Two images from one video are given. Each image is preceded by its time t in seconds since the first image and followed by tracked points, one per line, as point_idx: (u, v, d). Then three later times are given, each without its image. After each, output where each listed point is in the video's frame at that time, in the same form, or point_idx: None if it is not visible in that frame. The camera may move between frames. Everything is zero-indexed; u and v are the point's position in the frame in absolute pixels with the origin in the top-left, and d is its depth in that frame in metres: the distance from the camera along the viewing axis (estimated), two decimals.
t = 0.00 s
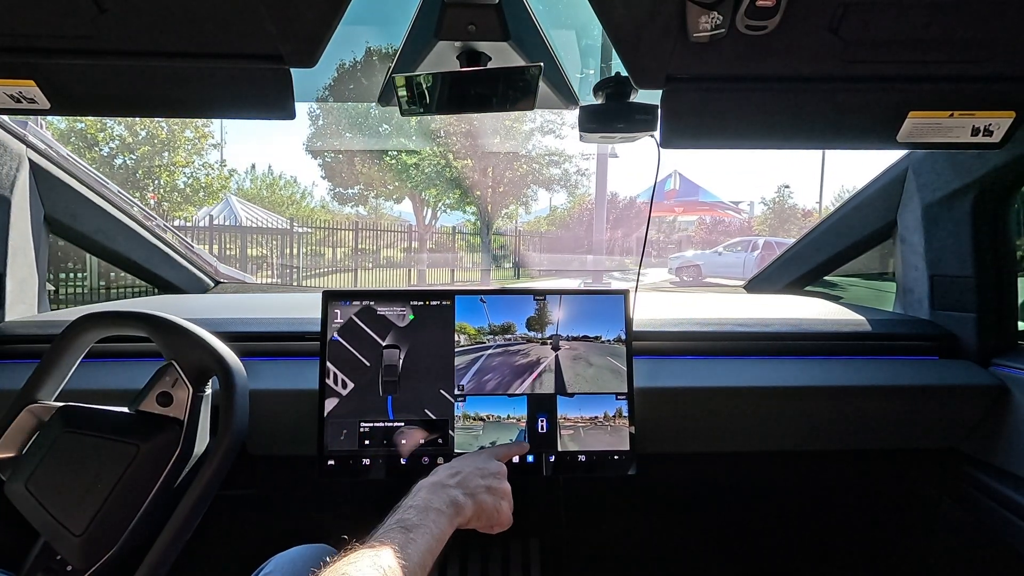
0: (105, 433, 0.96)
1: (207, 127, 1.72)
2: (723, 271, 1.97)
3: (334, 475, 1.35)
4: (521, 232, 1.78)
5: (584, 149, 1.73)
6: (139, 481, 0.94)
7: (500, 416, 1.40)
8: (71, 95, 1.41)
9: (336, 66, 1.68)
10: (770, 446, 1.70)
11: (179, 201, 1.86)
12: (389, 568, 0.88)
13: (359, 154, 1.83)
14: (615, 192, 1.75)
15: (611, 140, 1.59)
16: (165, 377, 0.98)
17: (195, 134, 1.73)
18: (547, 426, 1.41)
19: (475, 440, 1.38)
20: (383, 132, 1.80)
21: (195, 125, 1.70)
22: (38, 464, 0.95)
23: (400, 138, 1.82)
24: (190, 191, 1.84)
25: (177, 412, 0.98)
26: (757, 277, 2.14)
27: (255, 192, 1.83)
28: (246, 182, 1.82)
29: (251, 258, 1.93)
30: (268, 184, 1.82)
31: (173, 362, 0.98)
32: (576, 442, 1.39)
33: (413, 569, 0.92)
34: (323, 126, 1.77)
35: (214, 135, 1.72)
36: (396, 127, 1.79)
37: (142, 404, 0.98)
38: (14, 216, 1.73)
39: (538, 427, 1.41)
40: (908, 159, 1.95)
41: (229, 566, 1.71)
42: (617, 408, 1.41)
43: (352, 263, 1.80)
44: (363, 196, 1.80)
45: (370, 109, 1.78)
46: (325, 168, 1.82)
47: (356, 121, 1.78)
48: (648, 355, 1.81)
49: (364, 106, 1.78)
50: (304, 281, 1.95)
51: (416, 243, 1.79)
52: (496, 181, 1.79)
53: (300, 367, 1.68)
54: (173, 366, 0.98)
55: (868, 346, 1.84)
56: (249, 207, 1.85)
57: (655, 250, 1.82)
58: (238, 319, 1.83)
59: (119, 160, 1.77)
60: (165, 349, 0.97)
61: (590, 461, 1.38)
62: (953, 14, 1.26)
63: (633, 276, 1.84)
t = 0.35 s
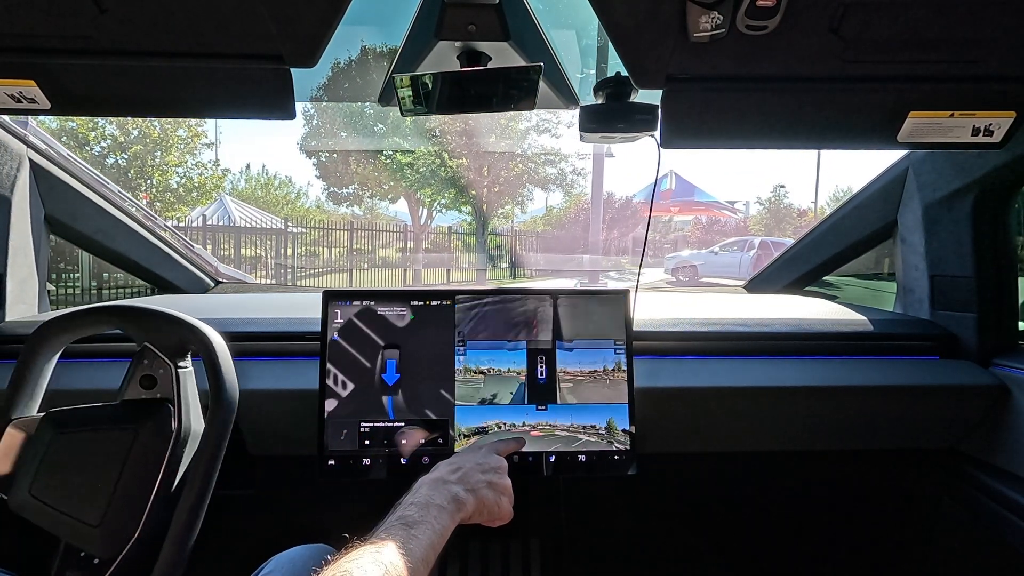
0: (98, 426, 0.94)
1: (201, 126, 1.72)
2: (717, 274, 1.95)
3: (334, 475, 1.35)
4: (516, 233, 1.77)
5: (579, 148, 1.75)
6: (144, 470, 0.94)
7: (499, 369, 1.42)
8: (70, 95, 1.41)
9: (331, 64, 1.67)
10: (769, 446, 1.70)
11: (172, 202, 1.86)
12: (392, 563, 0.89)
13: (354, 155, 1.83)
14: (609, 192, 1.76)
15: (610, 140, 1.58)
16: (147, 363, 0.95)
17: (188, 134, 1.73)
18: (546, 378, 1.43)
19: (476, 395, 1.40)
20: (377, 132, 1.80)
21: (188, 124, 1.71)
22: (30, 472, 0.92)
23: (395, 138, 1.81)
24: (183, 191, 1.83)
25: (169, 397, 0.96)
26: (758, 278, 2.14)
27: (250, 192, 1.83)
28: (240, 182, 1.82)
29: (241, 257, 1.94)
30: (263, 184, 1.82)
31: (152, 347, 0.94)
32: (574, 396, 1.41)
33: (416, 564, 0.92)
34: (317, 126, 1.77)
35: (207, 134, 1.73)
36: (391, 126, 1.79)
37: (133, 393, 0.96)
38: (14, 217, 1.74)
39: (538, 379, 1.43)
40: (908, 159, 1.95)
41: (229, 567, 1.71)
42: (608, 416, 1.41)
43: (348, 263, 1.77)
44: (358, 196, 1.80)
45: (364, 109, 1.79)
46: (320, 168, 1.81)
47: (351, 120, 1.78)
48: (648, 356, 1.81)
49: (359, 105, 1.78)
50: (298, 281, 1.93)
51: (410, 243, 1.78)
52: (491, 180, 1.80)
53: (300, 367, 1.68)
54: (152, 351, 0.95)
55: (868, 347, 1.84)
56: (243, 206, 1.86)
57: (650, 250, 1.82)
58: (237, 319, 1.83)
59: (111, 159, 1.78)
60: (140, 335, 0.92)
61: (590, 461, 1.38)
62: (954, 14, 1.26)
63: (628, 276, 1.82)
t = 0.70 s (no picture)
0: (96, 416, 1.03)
1: (198, 126, 1.71)
2: (716, 271, 1.95)
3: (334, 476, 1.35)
4: (515, 232, 1.77)
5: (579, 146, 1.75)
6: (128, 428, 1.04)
7: (499, 317, 1.44)
8: (72, 96, 1.41)
9: (330, 64, 1.67)
10: (770, 447, 1.70)
11: (170, 201, 1.85)
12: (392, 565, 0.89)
13: (352, 154, 1.83)
14: (609, 192, 1.76)
15: (610, 140, 1.58)
16: (47, 359, 1.06)
17: (186, 134, 1.73)
18: (546, 327, 1.45)
19: (477, 338, 1.43)
20: (375, 131, 1.81)
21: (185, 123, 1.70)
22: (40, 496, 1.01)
23: (394, 138, 1.81)
24: (181, 191, 1.83)
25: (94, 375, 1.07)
26: (757, 278, 2.15)
27: (248, 191, 1.83)
28: (239, 182, 1.83)
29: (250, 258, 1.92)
30: (261, 184, 1.82)
31: (33, 349, 1.06)
32: (573, 342, 1.45)
33: (415, 565, 0.93)
34: (315, 126, 1.78)
35: (206, 134, 1.73)
36: (390, 126, 1.79)
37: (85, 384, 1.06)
38: (14, 216, 1.73)
39: (538, 326, 1.45)
40: (908, 159, 1.95)
41: (228, 567, 1.70)
42: (606, 366, 1.44)
43: (346, 263, 1.79)
44: (356, 196, 1.80)
45: (363, 108, 1.79)
46: (318, 168, 1.82)
47: (350, 120, 1.78)
48: (648, 356, 1.81)
49: (356, 105, 1.78)
50: (297, 281, 1.93)
51: (410, 244, 1.78)
52: (490, 179, 1.80)
53: (300, 367, 1.68)
54: (37, 348, 1.06)
55: (869, 347, 1.84)
56: (241, 206, 1.86)
57: (648, 250, 1.82)
58: (237, 320, 1.83)
59: (108, 159, 1.78)
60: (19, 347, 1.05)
61: (590, 462, 1.38)
62: (954, 15, 1.26)
63: (628, 276, 1.82)
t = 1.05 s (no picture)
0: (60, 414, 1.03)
1: (199, 125, 1.71)
2: (716, 270, 1.94)
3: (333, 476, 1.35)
4: (516, 231, 1.76)
5: (578, 147, 1.77)
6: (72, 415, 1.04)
7: (499, 317, 1.44)
8: (73, 96, 1.41)
9: (330, 64, 1.67)
10: (769, 447, 1.70)
11: (172, 201, 1.86)
12: (386, 554, 0.86)
13: (353, 154, 1.83)
14: (609, 191, 1.75)
15: (611, 139, 1.58)
16: None
17: (188, 134, 1.74)
18: (546, 326, 1.46)
19: (477, 337, 1.43)
20: (376, 131, 1.81)
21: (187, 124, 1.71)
22: (65, 511, 1.01)
23: (394, 137, 1.81)
24: (183, 191, 1.84)
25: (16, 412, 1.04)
26: (757, 278, 2.15)
27: (249, 191, 1.83)
28: (240, 182, 1.82)
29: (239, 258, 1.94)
30: (262, 184, 1.82)
31: None
32: (573, 341, 1.45)
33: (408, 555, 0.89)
34: (317, 126, 1.78)
35: (207, 134, 1.73)
36: (390, 126, 1.79)
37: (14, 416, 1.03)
38: (14, 216, 1.73)
39: (538, 325, 1.46)
40: (907, 159, 1.95)
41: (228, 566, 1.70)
42: (606, 365, 1.45)
43: (347, 263, 1.76)
44: (357, 195, 1.80)
45: (364, 109, 1.80)
46: (320, 168, 1.82)
47: (350, 120, 1.78)
48: (648, 356, 1.81)
49: (357, 106, 1.79)
50: (298, 282, 1.92)
51: (410, 243, 1.77)
52: (491, 179, 1.80)
53: (300, 367, 1.68)
54: None
55: (869, 347, 1.83)
56: (242, 206, 1.86)
57: (649, 250, 1.81)
58: (238, 319, 1.83)
59: (110, 159, 1.79)
60: None
61: (590, 462, 1.38)
62: (954, 15, 1.25)
63: (628, 276, 1.81)
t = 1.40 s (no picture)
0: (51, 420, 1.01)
1: (201, 126, 1.73)
2: (716, 270, 1.93)
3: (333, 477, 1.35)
4: (514, 232, 1.73)
5: (576, 147, 1.75)
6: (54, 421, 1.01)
7: (499, 317, 1.44)
8: (73, 96, 1.41)
9: (331, 65, 1.66)
10: (770, 447, 1.70)
11: (174, 202, 1.86)
12: (398, 477, 0.78)
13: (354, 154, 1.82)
14: (608, 191, 1.73)
15: (611, 140, 1.58)
16: None
17: (190, 135, 1.74)
18: (546, 326, 1.46)
19: (477, 337, 1.43)
20: (376, 133, 1.81)
21: (189, 125, 1.73)
22: (80, 506, 1.01)
23: (393, 138, 1.81)
24: (185, 192, 1.83)
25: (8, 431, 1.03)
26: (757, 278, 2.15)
27: (250, 192, 1.83)
28: (240, 183, 1.82)
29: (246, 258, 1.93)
30: (262, 184, 1.81)
31: None
32: (574, 342, 1.45)
33: (417, 482, 0.81)
34: (317, 127, 1.79)
35: (208, 136, 1.74)
36: (390, 127, 1.79)
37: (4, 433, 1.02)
38: (14, 217, 1.74)
39: (538, 326, 1.45)
40: (908, 159, 1.95)
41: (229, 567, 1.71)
42: (606, 366, 1.45)
43: (347, 263, 1.79)
44: (356, 196, 1.80)
45: (364, 109, 1.80)
46: (320, 168, 1.81)
47: (350, 121, 1.79)
48: (648, 356, 1.81)
49: (357, 107, 1.79)
50: (298, 282, 1.93)
51: (409, 244, 1.77)
52: (490, 180, 1.80)
53: (301, 368, 1.68)
54: None
55: (869, 348, 1.83)
56: (243, 207, 1.86)
57: (649, 250, 1.81)
58: (239, 320, 1.83)
59: (113, 161, 1.78)
60: None
61: (590, 462, 1.38)
62: (955, 15, 1.25)
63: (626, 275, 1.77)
